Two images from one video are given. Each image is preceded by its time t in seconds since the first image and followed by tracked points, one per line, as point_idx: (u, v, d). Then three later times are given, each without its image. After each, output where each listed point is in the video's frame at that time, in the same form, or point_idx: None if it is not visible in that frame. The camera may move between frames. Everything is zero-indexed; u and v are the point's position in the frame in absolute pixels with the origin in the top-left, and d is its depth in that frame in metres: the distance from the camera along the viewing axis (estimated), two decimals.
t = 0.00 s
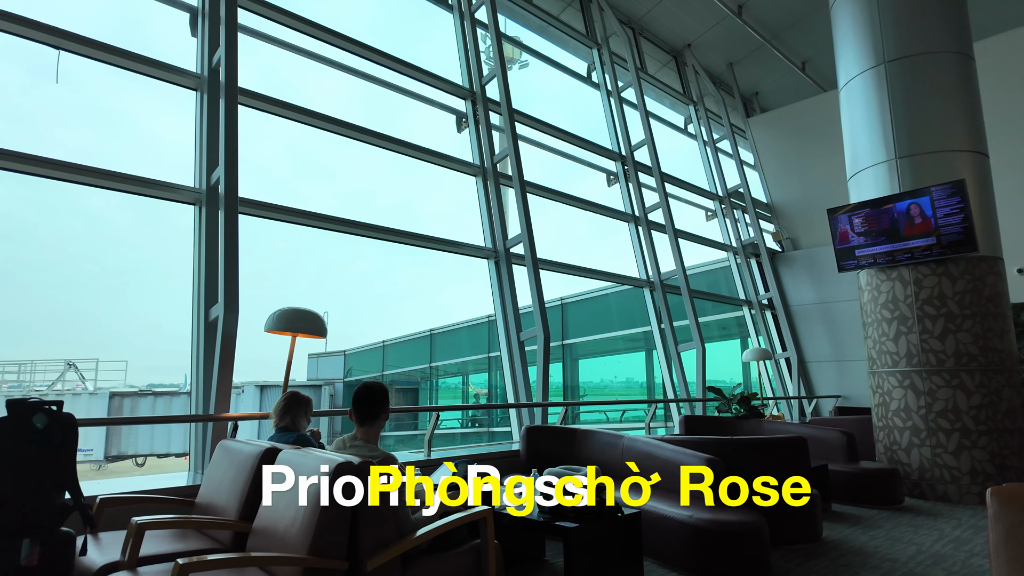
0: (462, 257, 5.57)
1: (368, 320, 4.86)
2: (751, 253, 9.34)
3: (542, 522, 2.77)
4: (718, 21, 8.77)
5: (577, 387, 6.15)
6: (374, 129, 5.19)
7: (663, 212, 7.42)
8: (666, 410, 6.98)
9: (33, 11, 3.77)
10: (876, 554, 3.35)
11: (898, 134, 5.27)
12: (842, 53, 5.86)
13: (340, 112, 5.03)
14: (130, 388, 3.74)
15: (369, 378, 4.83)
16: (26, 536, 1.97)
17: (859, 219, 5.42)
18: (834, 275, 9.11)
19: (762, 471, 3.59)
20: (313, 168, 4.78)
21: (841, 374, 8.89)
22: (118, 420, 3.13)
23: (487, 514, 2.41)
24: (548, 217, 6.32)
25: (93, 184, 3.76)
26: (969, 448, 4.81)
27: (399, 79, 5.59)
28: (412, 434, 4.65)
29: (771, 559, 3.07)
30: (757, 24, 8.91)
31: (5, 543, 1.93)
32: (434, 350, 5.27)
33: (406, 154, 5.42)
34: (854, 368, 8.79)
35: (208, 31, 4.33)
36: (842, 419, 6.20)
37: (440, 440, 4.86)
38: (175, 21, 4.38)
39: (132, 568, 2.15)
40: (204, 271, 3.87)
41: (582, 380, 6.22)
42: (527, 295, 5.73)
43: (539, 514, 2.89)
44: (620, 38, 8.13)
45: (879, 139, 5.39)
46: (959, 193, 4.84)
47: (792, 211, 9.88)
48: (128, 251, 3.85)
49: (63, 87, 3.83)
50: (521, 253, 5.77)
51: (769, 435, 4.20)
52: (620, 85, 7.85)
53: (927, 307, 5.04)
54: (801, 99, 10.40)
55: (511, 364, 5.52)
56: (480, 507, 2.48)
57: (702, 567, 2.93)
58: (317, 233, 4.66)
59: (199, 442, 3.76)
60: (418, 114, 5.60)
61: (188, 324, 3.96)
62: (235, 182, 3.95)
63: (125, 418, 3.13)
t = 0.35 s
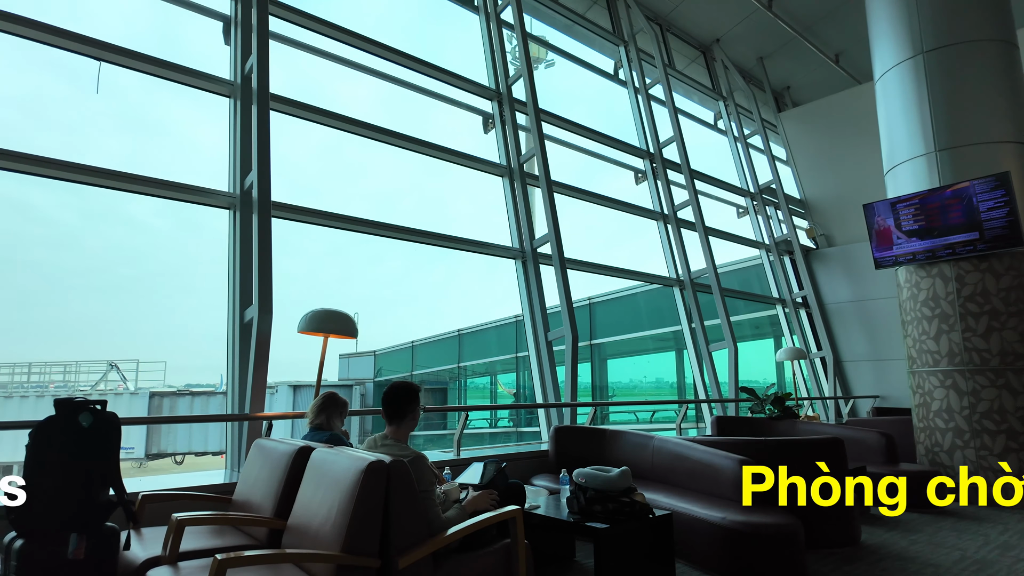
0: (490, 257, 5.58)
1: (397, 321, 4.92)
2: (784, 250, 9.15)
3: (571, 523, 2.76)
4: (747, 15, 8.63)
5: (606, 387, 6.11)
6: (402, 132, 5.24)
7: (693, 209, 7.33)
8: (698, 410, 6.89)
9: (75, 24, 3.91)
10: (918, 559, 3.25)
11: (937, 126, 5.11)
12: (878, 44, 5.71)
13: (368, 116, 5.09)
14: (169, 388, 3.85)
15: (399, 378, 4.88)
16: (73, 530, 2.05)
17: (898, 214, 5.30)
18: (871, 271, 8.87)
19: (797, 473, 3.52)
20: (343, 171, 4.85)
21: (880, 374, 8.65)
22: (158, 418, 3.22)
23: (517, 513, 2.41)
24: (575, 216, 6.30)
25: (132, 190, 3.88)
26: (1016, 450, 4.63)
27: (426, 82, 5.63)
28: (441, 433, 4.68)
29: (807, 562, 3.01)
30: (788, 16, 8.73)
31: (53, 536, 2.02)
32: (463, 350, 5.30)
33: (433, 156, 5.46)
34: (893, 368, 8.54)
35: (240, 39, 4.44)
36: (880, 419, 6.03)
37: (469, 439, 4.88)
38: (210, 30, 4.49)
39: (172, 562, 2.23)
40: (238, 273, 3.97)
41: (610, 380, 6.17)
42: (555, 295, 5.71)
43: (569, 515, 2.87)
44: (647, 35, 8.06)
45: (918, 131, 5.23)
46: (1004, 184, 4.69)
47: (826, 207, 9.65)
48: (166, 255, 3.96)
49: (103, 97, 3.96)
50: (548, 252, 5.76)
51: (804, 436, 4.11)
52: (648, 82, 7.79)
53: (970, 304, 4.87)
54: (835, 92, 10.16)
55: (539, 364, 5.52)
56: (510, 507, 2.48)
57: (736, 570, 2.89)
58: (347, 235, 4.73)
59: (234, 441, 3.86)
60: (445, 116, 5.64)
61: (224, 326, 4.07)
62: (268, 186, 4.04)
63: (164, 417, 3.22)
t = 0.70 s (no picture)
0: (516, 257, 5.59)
1: (424, 321, 4.96)
2: (817, 247, 8.96)
3: (600, 524, 2.75)
4: (776, 9, 8.48)
5: (633, 387, 6.06)
6: (428, 134, 5.29)
7: (722, 206, 7.23)
8: (728, 411, 6.79)
9: (113, 36, 4.04)
10: (959, 565, 3.15)
11: (977, 117, 4.94)
12: (913, 35, 5.56)
13: (394, 118, 5.15)
14: (203, 388, 3.94)
15: (426, 378, 4.92)
16: (115, 525, 2.12)
17: (936, 208, 5.17)
18: (908, 268, 8.63)
19: (831, 474, 3.44)
20: (371, 174, 4.91)
21: (917, 373, 8.41)
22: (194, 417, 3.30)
23: (545, 513, 2.40)
24: (601, 215, 6.27)
25: (168, 196, 3.99)
26: None
27: (451, 83, 5.67)
28: (468, 433, 4.70)
29: (842, 564, 2.94)
30: (819, 8, 8.54)
31: (97, 531, 2.09)
32: (489, 350, 5.32)
33: (459, 158, 5.49)
34: (931, 367, 8.29)
35: (270, 46, 4.52)
36: (918, 420, 5.87)
37: (496, 439, 4.89)
38: (240, 38, 4.59)
39: (208, 557, 2.29)
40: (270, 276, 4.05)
41: (638, 380, 6.12)
42: (581, 294, 5.70)
43: (597, 515, 2.86)
44: (674, 31, 7.98)
45: (956, 123, 5.06)
46: None
47: (860, 202, 9.42)
48: (200, 259, 4.07)
49: (139, 105, 4.08)
50: (574, 252, 5.75)
51: (839, 437, 4.01)
52: (674, 79, 7.71)
53: (1014, 301, 4.69)
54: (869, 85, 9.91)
55: (566, 364, 5.51)
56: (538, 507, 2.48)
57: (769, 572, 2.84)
58: (375, 237, 4.79)
59: (267, 440, 3.94)
60: (470, 117, 5.67)
61: (256, 327, 4.16)
62: (298, 190, 4.11)
63: (200, 416, 3.31)
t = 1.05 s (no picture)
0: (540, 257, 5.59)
1: (450, 322, 4.99)
2: (848, 244, 8.79)
3: (627, 525, 2.73)
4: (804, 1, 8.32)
5: (660, 387, 6.00)
6: (452, 135, 5.31)
7: (750, 204, 7.13)
8: (757, 412, 6.69)
9: (147, 45, 4.15)
10: (1002, 570, 3.05)
11: (1017, 108, 4.78)
12: (948, 25, 5.42)
13: (419, 120, 5.19)
14: (235, 387, 4.02)
15: (452, 378, 4.94)
16: (152, 521, 2.18)
17: (973, 203, 5.08)
18: (944, 265, 8.39)
19: (865, 476, 3.36)
20: (397, 176, 4.96)
21: (955, 373, 8.17)
22: (226, 415, 3.37)
23: (572, 514, 2.39)
24: (627, 214, 6.23)
25: (199, 200, 4.08)
26: None
27: (475, 84, 5.69)
28: (493, 433, 4.70)
29: (877, 568, 2.88)
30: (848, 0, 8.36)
31: (135, 528, 2.15)
32: (514, 351, 5.32)
33: (483, 158, 5.51)
34: (970, 367, 8.05)
35: (297, 51, 4.60)
36: (956, 421, 5.70)
37: (522, 439, 4.89)
38: (268, 44, 4.68)
39: (241, 555, 2.33)
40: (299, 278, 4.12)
41: (665, 380, 6.05)
42: (606, 294, 5.67)
43: (624, 517, 2.84)
44: (699, 27, 7.90)
45: (994, 114, 4.90)
46: None
47: (893, 198, 9.19)
48: (231, 262, 4.15)
49: (172, 112, 4.18)
50: (599, 251, 5.72)
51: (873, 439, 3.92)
52: (700, 75, 7.63)
53: None
54: (901, 77, 9.66)
55: (592, 364, 5.49)
56: (564, 508, 2.47)
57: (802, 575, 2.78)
58: (401, 238, 4.83)
59: (296, 439, 4.00)
60: (494, 117, 5.68)
61: (285, 328, 4.23)
62: (325, 193, 4.17)
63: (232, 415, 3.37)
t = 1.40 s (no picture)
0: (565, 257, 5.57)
1: (475, 322, 5.01)
2: (880, 240, 8.56)
3: (655, 526, 2.70)
4: None
5: (687, 387, 5.93)
6: (475, 136, 5.33)
7: (779, 200, 7.01)
8: (788, 413, 6.57)
9: (178, 53, 4.24)
10: None
11: None
12: (984, 14, 5.26)
13: (443, 121, 5.22)
14: (265, 388, 4.08)
15: (477, 378, 4.96)
16: (186, 519, 2.22)
17: (1013, 197, 4.91)
18: (982, 261, 8.13)
19: (901, 479, 3.28)
20: (422, 178, 4.99)
21: (995, 373, 7.91)
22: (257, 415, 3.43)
23: (599, 514, 2.38)
24: (652, 213, 6.18)
25: (229, 204, 4.16)
26: None
27: (497, 85, 5.70)
28: (518, 433, 4.70)
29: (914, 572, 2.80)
30: None
31: (170, 524, 2.20)
32: (538, 351, 5.31)
33: (506, 159, 5.51)
34: (1011, 366, 7.79)
35: (322, 55, 4.66)
36: (996, 422, 5.52)
37: (547, 439, 4.88)
38: (295, 50, 4.75)
39: (273, 552, 2.37)
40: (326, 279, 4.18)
41: (692, 380, 5.98)
42: (632, 293, 5.63)
43: (652, 518, 2.82)
44: (724, 22, 7.80)
45: None
46: None
47: (927, 193, 8.94)
48: (260, 264, 4.23)
49: (202, 118, 4.26)
50: (624, 250, 5.70)
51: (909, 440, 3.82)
52: (726, 71, 7.53)
53: None
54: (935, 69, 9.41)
55: (617, 364, 5.46)
56: (591, 508, 2.45)
57: None
58: (426, 239, 4.86)
59: (325, 439, 4.06)
60: (518, 117, 5.69)
61: (314, 328, 4.30)
62: (351, 195, 4.22)
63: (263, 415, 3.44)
